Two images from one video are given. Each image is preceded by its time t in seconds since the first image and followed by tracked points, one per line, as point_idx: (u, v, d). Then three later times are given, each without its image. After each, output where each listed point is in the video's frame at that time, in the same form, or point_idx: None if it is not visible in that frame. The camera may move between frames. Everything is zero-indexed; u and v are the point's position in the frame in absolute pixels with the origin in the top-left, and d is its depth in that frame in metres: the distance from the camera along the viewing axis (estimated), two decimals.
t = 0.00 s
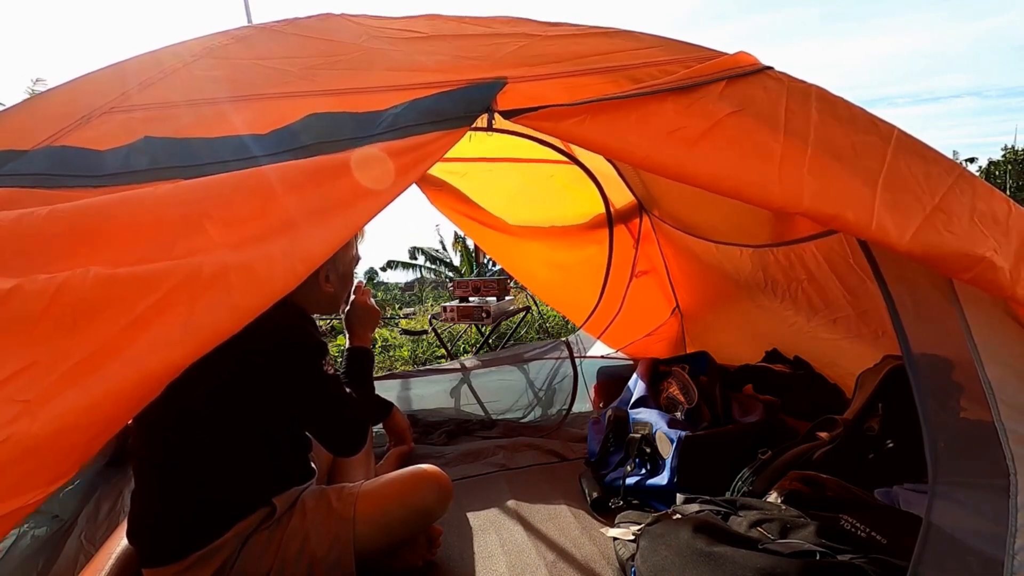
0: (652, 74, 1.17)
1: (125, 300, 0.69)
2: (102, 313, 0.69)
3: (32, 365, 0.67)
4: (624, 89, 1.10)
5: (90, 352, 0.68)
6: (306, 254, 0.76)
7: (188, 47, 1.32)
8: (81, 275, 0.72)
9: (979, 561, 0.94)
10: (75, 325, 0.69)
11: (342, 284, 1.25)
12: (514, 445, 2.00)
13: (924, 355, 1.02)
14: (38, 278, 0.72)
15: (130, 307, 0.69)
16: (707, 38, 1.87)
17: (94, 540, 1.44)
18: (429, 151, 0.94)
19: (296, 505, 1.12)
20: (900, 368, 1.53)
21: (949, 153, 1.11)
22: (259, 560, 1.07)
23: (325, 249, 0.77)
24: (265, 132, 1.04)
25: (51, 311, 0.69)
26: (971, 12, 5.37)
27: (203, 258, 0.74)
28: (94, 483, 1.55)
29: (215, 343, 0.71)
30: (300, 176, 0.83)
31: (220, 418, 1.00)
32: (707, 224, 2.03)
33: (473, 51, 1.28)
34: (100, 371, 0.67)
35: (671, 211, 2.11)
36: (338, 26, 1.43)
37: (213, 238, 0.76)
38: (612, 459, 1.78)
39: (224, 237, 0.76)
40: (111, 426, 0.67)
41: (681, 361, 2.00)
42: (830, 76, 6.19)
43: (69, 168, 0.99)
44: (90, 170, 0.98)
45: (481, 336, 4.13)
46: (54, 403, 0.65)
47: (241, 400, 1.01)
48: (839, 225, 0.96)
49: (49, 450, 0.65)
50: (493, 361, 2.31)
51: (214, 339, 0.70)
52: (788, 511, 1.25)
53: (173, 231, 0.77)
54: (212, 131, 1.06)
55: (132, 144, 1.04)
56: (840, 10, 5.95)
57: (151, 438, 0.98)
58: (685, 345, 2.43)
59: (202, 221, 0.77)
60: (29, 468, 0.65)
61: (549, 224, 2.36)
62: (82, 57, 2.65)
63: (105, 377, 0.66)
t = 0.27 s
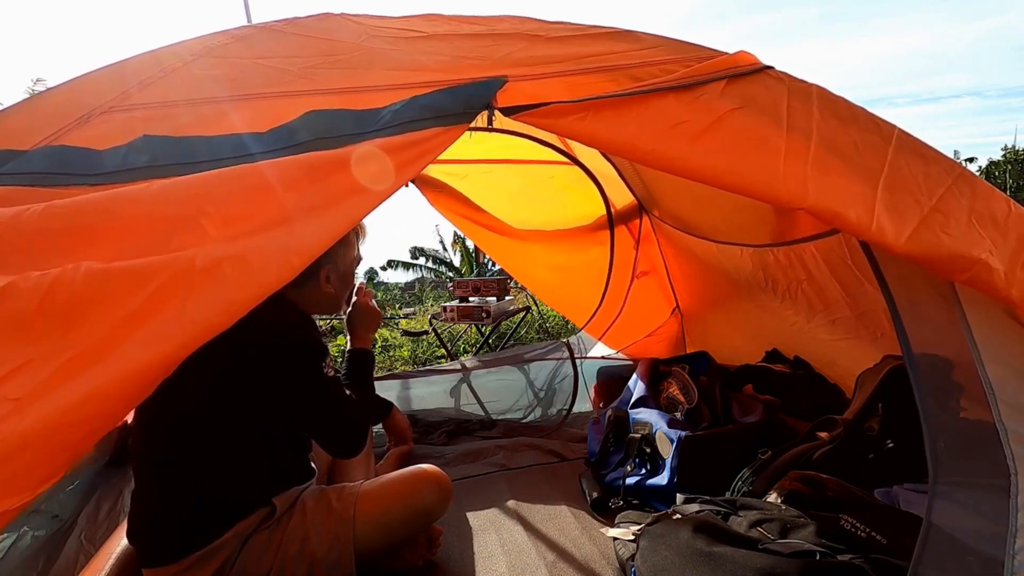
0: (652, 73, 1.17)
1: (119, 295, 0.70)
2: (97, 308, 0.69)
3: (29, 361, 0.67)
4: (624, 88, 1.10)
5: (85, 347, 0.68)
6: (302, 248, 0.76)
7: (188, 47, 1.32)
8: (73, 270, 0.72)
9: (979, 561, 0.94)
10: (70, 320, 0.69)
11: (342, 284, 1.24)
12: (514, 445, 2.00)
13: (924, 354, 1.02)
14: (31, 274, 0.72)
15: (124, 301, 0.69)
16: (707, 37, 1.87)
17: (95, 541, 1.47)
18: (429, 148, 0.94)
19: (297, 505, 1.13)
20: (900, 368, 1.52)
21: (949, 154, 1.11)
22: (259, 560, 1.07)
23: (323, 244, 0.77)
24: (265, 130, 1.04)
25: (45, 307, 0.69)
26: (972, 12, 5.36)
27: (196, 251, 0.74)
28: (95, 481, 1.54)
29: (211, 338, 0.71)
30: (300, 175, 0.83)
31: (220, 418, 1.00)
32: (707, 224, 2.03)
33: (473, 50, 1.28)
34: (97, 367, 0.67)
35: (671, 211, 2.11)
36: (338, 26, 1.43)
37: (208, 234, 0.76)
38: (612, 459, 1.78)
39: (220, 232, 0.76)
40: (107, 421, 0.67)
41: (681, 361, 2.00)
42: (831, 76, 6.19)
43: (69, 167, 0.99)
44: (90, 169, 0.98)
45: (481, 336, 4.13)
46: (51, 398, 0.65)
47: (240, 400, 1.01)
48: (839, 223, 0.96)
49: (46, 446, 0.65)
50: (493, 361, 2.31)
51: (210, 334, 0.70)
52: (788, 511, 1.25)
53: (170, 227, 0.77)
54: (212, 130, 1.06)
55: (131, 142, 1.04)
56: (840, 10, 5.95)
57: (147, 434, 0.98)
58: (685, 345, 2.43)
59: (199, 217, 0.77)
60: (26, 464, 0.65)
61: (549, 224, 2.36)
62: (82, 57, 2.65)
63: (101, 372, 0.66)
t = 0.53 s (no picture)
0: (652, 73, 1.17)
1: (127, 300, 0.70)
2: (106, 315, 0.69)
3: (40, 367, 0.67)
4: (625, 89, 1.10)
5: (93, 353, 0.68)
6: (307, 254, 0.76)
7: (189, 48, 1.32)
8: (83, 277, 0.72)
9: (979, 561, 0.94)
10: (80, 326, 0.69)
11: (344, 287, 1.25)
12: (515, 445, 2.00)
13: (925, 354, 1.03)
14: (41, 281, 0.72)
15: (133, 306, 0.69)
16: (707, 38, 1.87)
17: (94, 541, 1.43)
18: (430, 151, 0.94)
19: (297, 505, 1.13)
20: (900, 368, 1.52)
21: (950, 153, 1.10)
22: (259, 560, 1.07)
23: (327, 249, 0.77)
24: (266, 133, 1.04)
25: (56, 313, 0.69)
26: (972, 12, 5.36)
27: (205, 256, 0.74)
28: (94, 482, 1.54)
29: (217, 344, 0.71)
30: (300, 177, 0.83)
31: (221, 419, 1.00)
32: (707, 224, 2.03)
33: (473, 51, 1.28)
34: (102, 370, 0.67)
35: (671, 211, 2.11)
36: (338, 26, 1.43)
37: (214, 240, 0.76)
38: (612, 459, 1.78)
39: (225, 237, 0.76)
40: (112, 426, 0.67)
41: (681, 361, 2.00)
42: (831, 76, 6.19)
43: (71, 169, 0.99)
44: (92, 171, 0.98)
45: (481, 336, 4.13)
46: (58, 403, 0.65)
47: (242, 400, 1.01)
48: (841, 222, 0.96)
49: (52, 449, 0.65)
50: (493, 361, 2.31)
51: (216, 340, 0.70)
52: (788, 511, 1.25)
53: (174, 231, 0.77)
54: (213, 132, 1.06)
55: (134, 145, 1.04)
56: (840, 9, 5.95)
57: (150, 437, 0.98)
58: (685, 345, 2.43)
59: (204, 222, 0.77)
60: (35, 469, 0.65)
61: (550, 224, 2.36)
62: (82, 57, 2.65)
63: (108, 377, 0.66)
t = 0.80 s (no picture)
0: (652, 74, 1.17)
1: (136, 311, 0.69)
2: (111, 322, 0.69)
3: (56, 373, 0.67)
4: (625, 90, 1.10)
5: (106, 361, 0.68)
6: (311, 261, 0.77)
7: (189, 48, 1.32)
8: (98, 286, 0.70)
9: (979, 561, 0.94)
10: (95, 334, 0.68)
11: (345, 286, 1.26)
12: (515, 445, 2.00)
13: (925, 354, 1.03)
14: (57, 290, 0.70)
15: (142, 318, 0.69)
16: (707, 39, 1.87)
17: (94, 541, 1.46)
18: (431, 155, 0.94)
19: (297, 505, 1.13)
20: (900, 368, 1.53)
21: (950, 153, 1.10)
22: (259, 560, 1.07)
23: (330, 255, 0.78)
24: (268, 137, 1.04)
25: (72, 322, 0.68)
26: (972, 12, 5.36)
27: (211, 266, 0.73)
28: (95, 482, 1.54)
29: (221, 351, 0.72)
30: (301, 179, 0.83)
31: (223, 420, 1.00)
32: (706, 225, 2.03)
33: (474, 52, 1.28)
34: (107, 377, 0.67)
35: (671, 212, 2.11)
36: (338, 27, 1.43)
37: (219, 246, 0.75)
38: (612, 459, 1.78)
39: (230, 243, 0.76)
40: (117, 431, 0.68)
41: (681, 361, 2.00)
42: (831, 76, 6.19)
43: (73, 171, 0.99)
44: (93, 173, 0.98)
45: (481, 336, 4.13)
46: (63, 409, 0.66)
47: (243, 402, 1.01)
48: (838, 226, 0.96)
49: (59, 452, 0.66)
50: (493, 361, 2.31)
51: (221, 347, 0.71)
52: (788, 511, 1.25)
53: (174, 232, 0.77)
54: (214, 133, 1.06)
55: (136, 147, 1.04)
56: (840, 10, 5.95)
57: (159, 444, 0.97)
58: (685, 345, 2.43)
59: (208, 227, 0.77)
60: (41, 472, 0.65)
61: (550, 225, 2.36)
62: (81, 57, 2.66)
63: (115, 385, 0.67)
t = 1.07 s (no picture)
0: (652, 74, 1.17)
1: (135, 310, 0.69)
2: (110, 322, 0.69)
3: (54, 372, 0.67)
4: (625, 90, 1.10)
5: (105, 359, 0.67)
6: (311, 261, 0.77)
7: (189, 48, 1.32)
8: (95, 284, 0.70)
9: (979, 561, 0.94)
10: (93, 333, 0.68)
11: (342, 284, 1.26)
12: (514, 445, 2.00)
13: (925, 354, 1.03)
14: (54, 289, 0.70)
15: (141, 317, 0.69)
16: (707, 39, 1.87)
17: (94, 540, 1.45)
18: (430, 154, 0.94)
19: (297, 505, 1.12)
20: (900, 368, 1.52)
21: (949, 153, 1.10)
22: (259, 560, 1.07)
23: (330, 255, 0.78)
24: (267, 136, 1.04)
25: (69, 320, 0.68)
26: (971, 13, 5.37)
27: (209, 264, 0.73)
28: (95, 482, 1.53)
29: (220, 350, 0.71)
30: (301, 179, 0.83)
31: (222, 419, 1.00)
32: (705, 225, 2.03)
33: (473, 52, 1.28)
34: (106, 376, 0.67)
35: (671, 212, 2.11)
36: (338, 26, 1.43)
37: (218, 243, 0.75)
38: (612, 459, 1.78)
39: (229, 241, 0.76)
40: (116, 429, 0.67)
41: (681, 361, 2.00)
42: (831, 76, 6.19)
43: (72, 170, 0.99)
44: (92, 172, 0.98)
45: (481, 336, 4.13)
46: (62, 407, 0.65)
47: (243, 401, 1.01)
48: (835, 228, 0.96)
49: (57, 452, 0.65)
50: (493, 361, 2.31)
51: (220, 346, 0.71)
52: (788, 511, 1.25)
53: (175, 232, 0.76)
54: (213, 133, 1.06)
55: (136, 146, 1.04)
56: (840, 10, 5.95)
57: (157, 442, 0.98)
58: (685, 345, 2.43)
59: (207, 225, 0.77)
60: (39, 471, 0.65)
61: (550, 225, 2.36)
62: (81, 57, 2.66)
63: (114, 383, 0.67)
